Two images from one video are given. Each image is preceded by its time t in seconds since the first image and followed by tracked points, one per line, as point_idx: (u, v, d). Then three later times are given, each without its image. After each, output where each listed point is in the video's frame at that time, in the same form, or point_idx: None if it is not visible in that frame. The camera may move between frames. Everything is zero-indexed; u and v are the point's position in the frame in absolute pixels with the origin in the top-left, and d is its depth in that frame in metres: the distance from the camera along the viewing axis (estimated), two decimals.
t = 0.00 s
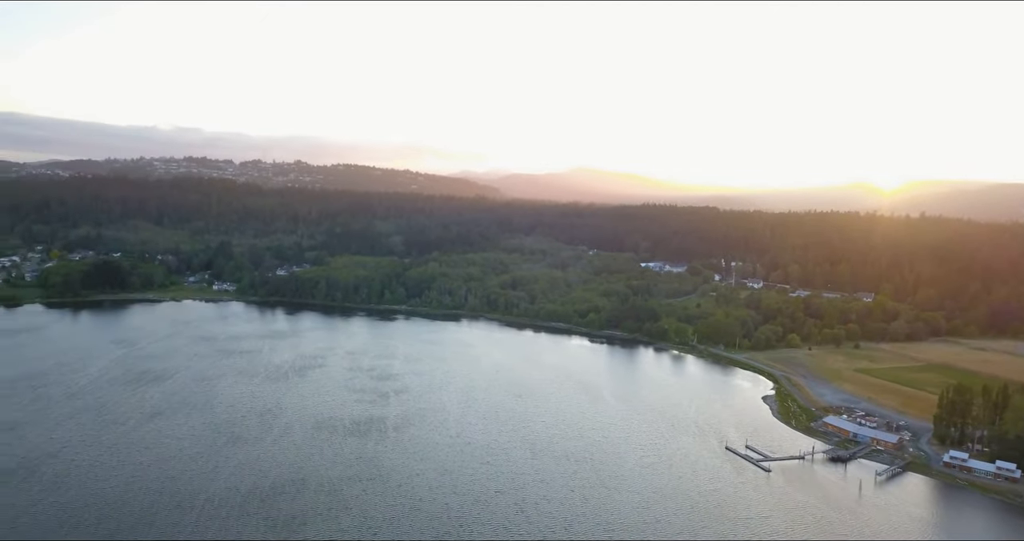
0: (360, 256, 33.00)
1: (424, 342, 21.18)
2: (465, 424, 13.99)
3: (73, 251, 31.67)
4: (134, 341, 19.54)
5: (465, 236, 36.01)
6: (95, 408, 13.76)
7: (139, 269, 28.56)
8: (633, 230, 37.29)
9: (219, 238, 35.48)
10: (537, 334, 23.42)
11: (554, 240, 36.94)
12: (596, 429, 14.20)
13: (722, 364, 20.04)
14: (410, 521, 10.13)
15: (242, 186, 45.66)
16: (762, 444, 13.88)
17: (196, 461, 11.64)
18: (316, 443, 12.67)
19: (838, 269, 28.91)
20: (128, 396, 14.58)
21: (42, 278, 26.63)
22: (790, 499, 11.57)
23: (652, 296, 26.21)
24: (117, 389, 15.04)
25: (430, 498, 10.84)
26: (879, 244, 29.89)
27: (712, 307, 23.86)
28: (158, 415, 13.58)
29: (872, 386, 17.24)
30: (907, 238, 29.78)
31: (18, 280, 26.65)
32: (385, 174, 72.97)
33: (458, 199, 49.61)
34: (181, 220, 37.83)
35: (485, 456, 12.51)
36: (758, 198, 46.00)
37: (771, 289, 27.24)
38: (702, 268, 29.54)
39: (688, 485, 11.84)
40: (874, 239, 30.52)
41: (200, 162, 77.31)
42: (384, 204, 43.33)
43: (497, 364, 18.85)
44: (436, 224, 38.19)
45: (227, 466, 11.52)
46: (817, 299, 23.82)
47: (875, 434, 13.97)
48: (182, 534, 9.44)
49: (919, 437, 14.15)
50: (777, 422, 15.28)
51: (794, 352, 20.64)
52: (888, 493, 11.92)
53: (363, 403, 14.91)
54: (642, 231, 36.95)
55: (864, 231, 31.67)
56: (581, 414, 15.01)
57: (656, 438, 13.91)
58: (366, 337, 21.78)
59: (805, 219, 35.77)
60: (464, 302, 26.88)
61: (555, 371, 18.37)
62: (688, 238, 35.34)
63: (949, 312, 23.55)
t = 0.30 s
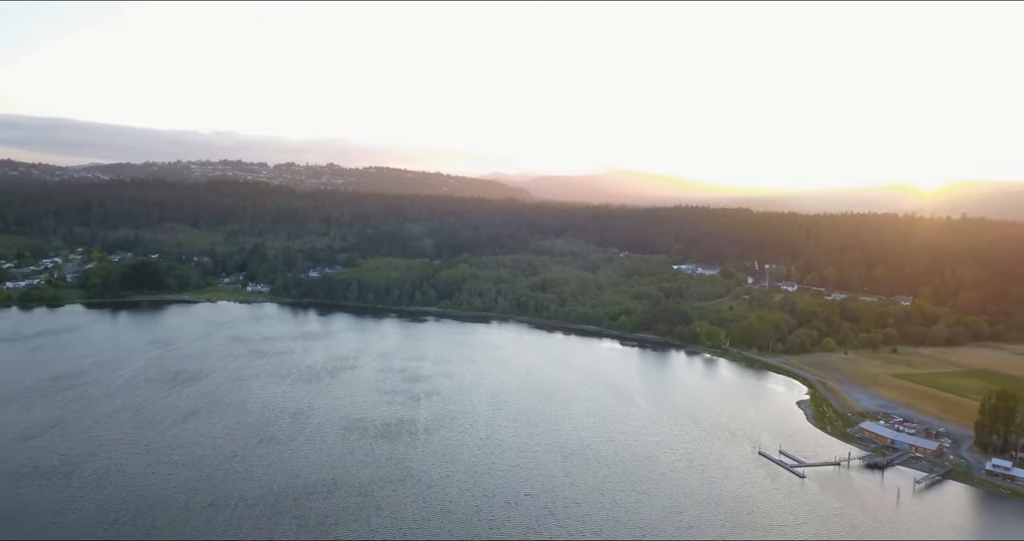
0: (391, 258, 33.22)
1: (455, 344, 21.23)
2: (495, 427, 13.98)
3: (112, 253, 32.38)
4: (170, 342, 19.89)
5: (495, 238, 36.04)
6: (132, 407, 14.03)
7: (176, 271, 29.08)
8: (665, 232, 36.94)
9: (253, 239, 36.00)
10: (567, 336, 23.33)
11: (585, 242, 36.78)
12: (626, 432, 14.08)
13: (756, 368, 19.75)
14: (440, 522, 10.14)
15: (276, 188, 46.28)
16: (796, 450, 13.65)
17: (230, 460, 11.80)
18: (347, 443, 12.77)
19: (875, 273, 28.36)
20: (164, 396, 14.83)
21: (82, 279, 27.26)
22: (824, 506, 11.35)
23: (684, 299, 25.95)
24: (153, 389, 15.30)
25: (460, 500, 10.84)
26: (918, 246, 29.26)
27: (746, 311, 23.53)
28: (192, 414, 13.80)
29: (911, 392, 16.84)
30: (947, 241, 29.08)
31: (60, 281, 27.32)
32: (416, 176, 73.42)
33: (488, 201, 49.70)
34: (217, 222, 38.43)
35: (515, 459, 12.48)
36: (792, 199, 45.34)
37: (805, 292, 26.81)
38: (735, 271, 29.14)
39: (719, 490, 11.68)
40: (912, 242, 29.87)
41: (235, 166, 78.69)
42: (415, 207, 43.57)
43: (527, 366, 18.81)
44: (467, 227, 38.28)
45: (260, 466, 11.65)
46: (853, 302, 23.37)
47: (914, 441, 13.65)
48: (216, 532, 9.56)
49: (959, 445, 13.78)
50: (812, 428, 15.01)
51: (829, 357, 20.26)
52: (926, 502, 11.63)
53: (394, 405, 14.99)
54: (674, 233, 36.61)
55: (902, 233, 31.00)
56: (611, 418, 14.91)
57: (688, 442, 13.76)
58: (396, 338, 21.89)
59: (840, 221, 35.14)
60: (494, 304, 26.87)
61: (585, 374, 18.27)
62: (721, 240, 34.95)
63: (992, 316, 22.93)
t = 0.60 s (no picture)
0: (426, 260, 33.38)
1: (489, 346, 21.23)
2: (529, 429, 13.95)
3: (155, 254, 33.10)
4: (210, 342, 20.23)
5: (530, 240, 36.00)
6: (174, 406, 14.30)
7: (216, 272, 29.61)
8: (702, 235, 36.48)
9: (291, 241, 36.49)
10: (602, 339, 23.18)
11: (620, 244, 36.56)
12: (662, 436, 13.94)
13: (795, 373, 19.40)
14: (475, 524, 10.14)
15: (313, 191, 46.84)
16: (836, 456, 13.36)
17: (268, 459, 11.97)
18: (382, 444, 12.85)
19: (920, 276, 27.66)
20: (204, 395, 15.10)
21: (126, 279, 27.94)
22: (866, 515, 11.07)
23: (721, 302, 25.62)
24: (194, 388, 15.59)
25: (494, 502, 10.83)
26: (964, 249, 28.47)
27: (785, 314, 23.12)
28: (231, 414, 14.02)
29: (957, 398, 16.38)
30: (995, 243, 28.23)
31: (105, 281, 27.99)
32: (451, 179, 73.75)
33: (523, 203, 49.67)
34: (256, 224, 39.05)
35: (549, 462, 12.43)
36: (832, 201, 44.49)
37: (847, 296, 26.25)
38: (773, 274, 28.68)
39: (757, 497, 11.48)
40: (959, 244, 29.06)
41: (274, 169, 80.01)
42: (450, 209, 43.73)
43: (562, 369, 18.73)
44: (501, 229, 38.31)
45: (297, 465, 11.79)
46: (896, 306, 22.82)
47: (960, 449, 13.26)
48: (253, 530, 9.68)
49: (1008, 454, 13.34)
50: (853, 434, 14.68)
51: (871, 362, 19.82)
52: (974, 512, 11.28)
53: (428, 406, 15.04)
54: (710, 235, 36.16)
55: (948, 236, 30.17)
56: (647, 421, 14.77)
57: (725, 447, 13.57)
58: (431, 340, 21.97)
59: (883, 223, 34.36)
60: (528, 306, 26.84)
61: (620, 377, 18.13)
62: (759, 243, 34.43)
63: None
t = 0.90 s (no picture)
0: (457, 261, 33.47)
1: (519, 348, 21.21)
2: (560, 432, 13.90)
3: (192, 255, 33.68)
4: (244, 342, 20.52)
5: (561, 242, 35.92)
6: (208, 405, 14.51)
7: (250, 273, 30.03)
8: (735, 236, 36.06)
9: (324, 243, 36.87)
10: (633, 342, 23.02)
11: (652, 246, 36.31)
12: (695, 441, 13.78)
13: (830, 377, 19.07)
14: (505, 527, 10.11)
15: (346, 193, 47.28)
16: (873, 463, 13.09)
17: (300, 459, 12.08)
18: (412, 445, 12.90)
19: (961, 279, 27.00)
20: (238, 394, 15.31)
21: (164, 280, 28.49)
22: (904, 523, 10.82)
23: (754, 304, 25.29)
24: (228, 387, 15.81)
25: (524, 504, 10.80)
26: (1008, 251, 27.74)
27: (820, 318, 22.73)
28: (264, 413, 14.19)
29: (999, 405, 15.94)
30: None
31: (143, 282, 28.56)
32: (482, 181, 73.96)
33: (555, 205, 49.58)
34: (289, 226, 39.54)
35: (579, 465, 12.36)
36: (870, 201, 43.66)
37: (885, 299, 25.73)
38: (808, 276, 28.23)
39: (791, 503, 11.29)
40: (1002, 246, 28.31)
41: (308, 171, 81.06)
42: (480, 210, 43.84)
43: (592, 371, 18.64)
44: (532, 230, 38.29)
45: (328, 465, 11.88)
46: (936, 310, 22.30)
47: (1002, 456, 12.90)
48: (285, 529, 9.78)
49: None
50: (890, 440, 14.37)
51: (910, 366, 19.39)
52: (1017, 522, 10.96)
53: (458, 408, 15.05)
54: (744, 237, 35.73)
55: (990, 237, 29.41)
56: (678, 425, 14.61)
57: (758, 452, 13.37)
58: (461, 341, 22.02)
59: (922, 224, 33.63)
60: (559, 308, 26.76)
61: (651, 380, 17.98)
62: (793, 245, 33.93)
63: None
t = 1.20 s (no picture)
0: (488, 262, 33.51)
1: (550, 350, 21.13)
2: (590, 435, 13.83)
3: (227, 256, 34.21)
4: (277, 342, 20.76)
5: (592, 242, 35.75)
6: (242, 404, 14.71)
7: (284, 273, 30.40)
8: (769, 237, 35.57)
9: (356, 243, 37.17)
10: (665, 344, 22.81)
11: (684, 248, 35.97)
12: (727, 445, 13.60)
13: (867, 381, 18.69)
14: (536, 529, 10.08)
15: (378, 194, 47.64)
16: (912, 470, 12.79)
17: (331, 458, 12.19)
18: (442, 446, 12.93)
19: (1004, 282, 26.29)
20: (271, 394, 15.50)
21: (200, 280, 28.96)
22: (944, 532, 10.54)
23: (789, 307, 24.91)
24: (261, 387, 15.99)
25: (554, 507, 10.75)
26: None
27: (857, 321, 22.28)
28: (296, 413, 14.35)
29: None
30: None
31: (180, 282, 29.07)
32: (513, 182, 74.00)
33: (586, 206, 49.40)
34: (322, 226, 39.95)
35: (610, 468, 12.28)
36: (908, 201, 42.73)
37: (924, 302, 25.17)
38: (845, 278, 27.70)
39: (826, 510, 11.09)
40: None
41: (341, 172, 81.89)
42: (511, 211, 43.85)
43: (623, 374, 18.50)
44: (563, 231, 38.20)
45: (360, 465, 11.97)
46: (978, 313, 21.72)
47: None
48: (317, 528, 9.87)
49: None
50: (929, 447, 14.04)
51: (950, 372, 18.91)
52: None
53: (488, 410, 15.05)
54: (778, 238, 35.23)
55: None
56: (711, 429, 14.43)
57: (792, 457, 13.15)
58: (491, 342, 22.03)
59: (963, 225, 32.82)
60: (589, 310, 26.64)
61: (683, 383, 17.79)
62: (828, 246, 33.36)
63: None
